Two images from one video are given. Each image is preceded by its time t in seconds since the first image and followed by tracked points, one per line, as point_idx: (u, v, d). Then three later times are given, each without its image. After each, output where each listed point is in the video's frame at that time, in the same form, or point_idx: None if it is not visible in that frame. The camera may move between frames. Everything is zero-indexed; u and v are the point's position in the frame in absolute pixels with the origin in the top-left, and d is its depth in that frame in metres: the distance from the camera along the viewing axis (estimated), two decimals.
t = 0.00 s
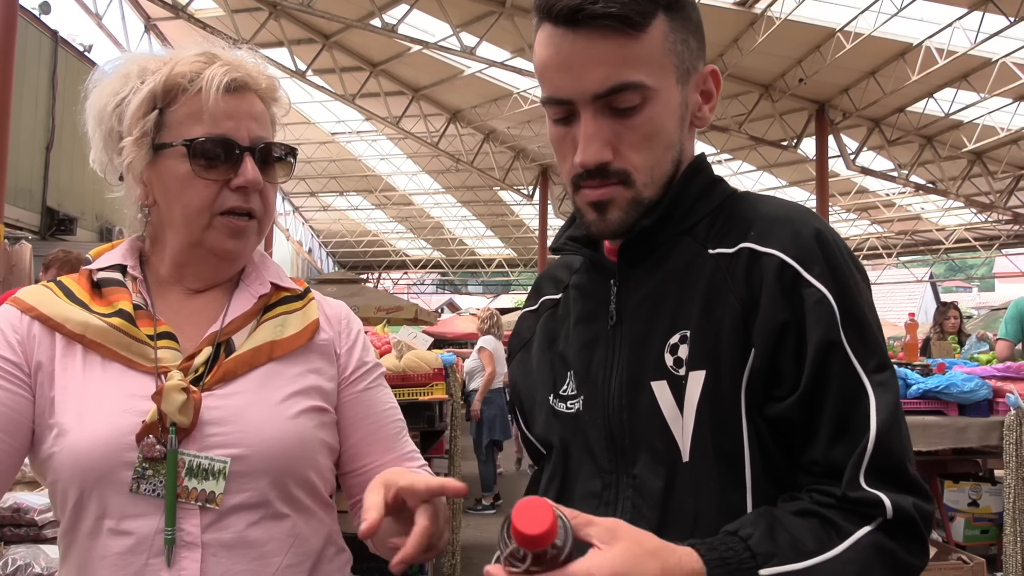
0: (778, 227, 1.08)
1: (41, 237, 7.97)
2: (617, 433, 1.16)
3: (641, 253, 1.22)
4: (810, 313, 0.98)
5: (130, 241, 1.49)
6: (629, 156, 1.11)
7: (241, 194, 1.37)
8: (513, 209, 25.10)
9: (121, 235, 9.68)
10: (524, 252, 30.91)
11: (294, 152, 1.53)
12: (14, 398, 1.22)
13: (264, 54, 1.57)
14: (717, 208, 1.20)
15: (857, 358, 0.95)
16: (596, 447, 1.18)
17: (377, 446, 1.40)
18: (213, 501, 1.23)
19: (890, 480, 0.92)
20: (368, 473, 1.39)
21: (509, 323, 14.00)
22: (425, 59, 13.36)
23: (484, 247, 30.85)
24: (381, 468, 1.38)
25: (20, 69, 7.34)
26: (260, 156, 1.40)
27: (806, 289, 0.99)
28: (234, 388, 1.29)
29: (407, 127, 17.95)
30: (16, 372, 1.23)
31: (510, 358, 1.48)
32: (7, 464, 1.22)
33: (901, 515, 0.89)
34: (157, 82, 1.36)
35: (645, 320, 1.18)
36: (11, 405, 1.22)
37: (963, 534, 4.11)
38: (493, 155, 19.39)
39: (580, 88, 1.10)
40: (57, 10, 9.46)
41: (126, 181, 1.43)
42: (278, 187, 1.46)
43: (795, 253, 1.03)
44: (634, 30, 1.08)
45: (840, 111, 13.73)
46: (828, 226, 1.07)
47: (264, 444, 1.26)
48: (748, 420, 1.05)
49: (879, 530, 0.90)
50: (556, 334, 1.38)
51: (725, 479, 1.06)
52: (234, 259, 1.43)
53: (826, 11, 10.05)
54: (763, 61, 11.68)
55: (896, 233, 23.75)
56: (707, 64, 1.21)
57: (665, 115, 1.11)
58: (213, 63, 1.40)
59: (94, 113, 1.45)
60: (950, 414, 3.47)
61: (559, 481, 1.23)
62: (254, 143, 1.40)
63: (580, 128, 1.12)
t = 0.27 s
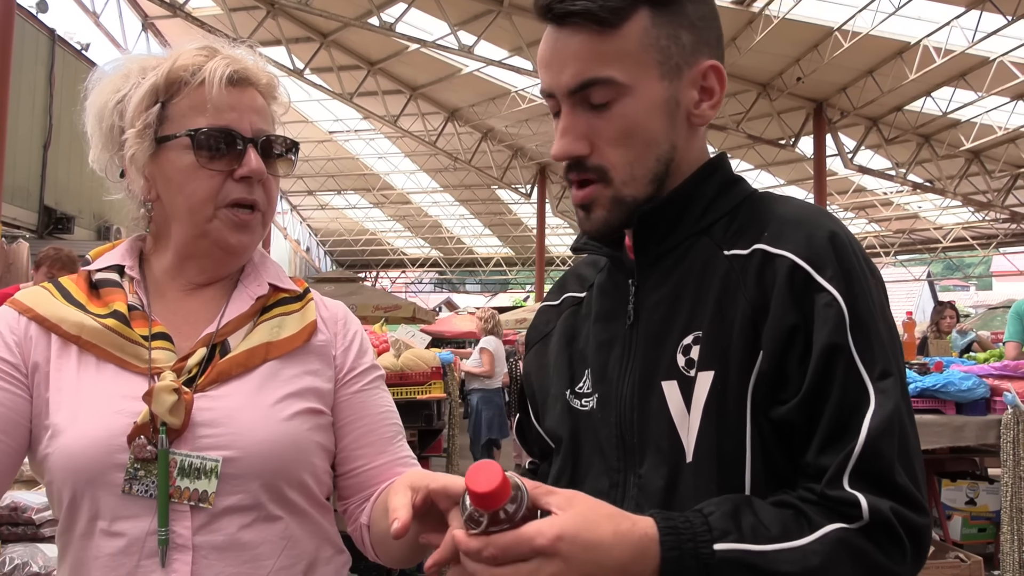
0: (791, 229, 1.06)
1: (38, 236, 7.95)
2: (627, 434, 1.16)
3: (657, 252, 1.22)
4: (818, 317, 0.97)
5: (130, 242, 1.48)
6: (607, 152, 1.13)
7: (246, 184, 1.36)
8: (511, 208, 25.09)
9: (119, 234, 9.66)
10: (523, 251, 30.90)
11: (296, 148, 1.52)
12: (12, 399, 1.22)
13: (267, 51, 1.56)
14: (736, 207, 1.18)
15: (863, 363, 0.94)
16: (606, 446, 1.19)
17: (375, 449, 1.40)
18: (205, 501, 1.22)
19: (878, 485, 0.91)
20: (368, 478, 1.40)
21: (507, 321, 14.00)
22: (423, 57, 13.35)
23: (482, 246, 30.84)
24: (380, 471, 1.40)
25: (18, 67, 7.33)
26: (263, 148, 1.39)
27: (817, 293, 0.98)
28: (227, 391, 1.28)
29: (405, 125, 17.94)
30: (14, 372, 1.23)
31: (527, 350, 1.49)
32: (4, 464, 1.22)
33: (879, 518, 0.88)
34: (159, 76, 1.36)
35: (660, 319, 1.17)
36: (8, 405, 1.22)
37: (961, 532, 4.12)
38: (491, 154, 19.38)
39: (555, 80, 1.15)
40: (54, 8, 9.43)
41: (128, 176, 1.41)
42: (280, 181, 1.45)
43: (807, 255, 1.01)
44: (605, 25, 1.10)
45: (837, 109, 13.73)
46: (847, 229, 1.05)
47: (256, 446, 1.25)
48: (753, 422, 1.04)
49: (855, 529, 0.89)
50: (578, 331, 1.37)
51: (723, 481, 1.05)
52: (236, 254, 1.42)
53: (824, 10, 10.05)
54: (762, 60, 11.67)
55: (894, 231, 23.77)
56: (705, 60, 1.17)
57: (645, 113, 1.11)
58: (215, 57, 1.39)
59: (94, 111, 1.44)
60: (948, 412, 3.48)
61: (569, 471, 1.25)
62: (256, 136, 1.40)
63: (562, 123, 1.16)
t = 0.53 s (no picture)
0: (794, 231, 1.06)
1: (36, 235, 7.93)
2: (627, 435, 1.16)
3: (659, 252, 1.22)
4: (819, 322, 0.97)
5: (128, 241, 1.47)
6: (572, 145, 1.19)
7: (246, 186, 1.36)
8: (510, 207, 25.06)
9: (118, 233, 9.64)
10: (522, 250, 30.89)
11: (296, 149, 1.52)
12: (10, 398, 1.22)
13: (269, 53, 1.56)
14: (740, 207, 1.18)
15: (859, 368, 0.94)
16: (606, 446, 1.19)
17: (372, 452, 1.41)
18: (203, 501, 1.21)
19: (863, 488, 0.92)
20: (362, 480, 1.40)
21: (506, 320, 13.99)
22: (421, 56, 13.33)
23: (482, 245, 30.83)
24: (374, 473, 1.40)
25: (16, 66, 7.31)
26: (262, 149, 1.39)
27: (819, 297, 0.98)
28: (226, 391, 1.28)
29: (404, 125, 17.93)
30: (12, 372, 1.23)
31: (528, 345, 1.48)
32: (3, 464, 1.22)
33: (855, 522, 0.89)
34: (159, 76, 1.35)
35: (661, 320, 1.17)
36: (7, 405, 1.21)
37: (959, 532, 4.12)
38: (490, 153, 19.37)
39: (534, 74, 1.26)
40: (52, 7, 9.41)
41: (128, 175, 1.41)
42: (279, 181, 1.45)
43: (809, 258, 1.01)
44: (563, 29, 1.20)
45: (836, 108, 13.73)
46: (851, 232, 1.04)
47: (255, 447, 1.25)
48: (751, 425, 1.04)
49: (831, 530, 0.90)
50: (582, 329, 1.37)
51: (716, 483, 1.05)
52: (235, 254, 1.41)
53: (823, 9, 10.04)
54: (761, 59, 11.67)
55: (893, 230, 23.77)
56: (662, 59, 1.16)
57: (598, 108, 1.16)
58: (215, 57, 1.38)
59: (93, 109, 1.43)
60: (946, 412, 3.49)
61: (568, 472, 1.25)
62: (257, 137, 1.40)
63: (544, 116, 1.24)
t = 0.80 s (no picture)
0: (786, 229, 1.07)
1: (35, 234, 7.92)
2: (622, 435, 1.16)
3: (651, 252, 1.22)
4: (814, 318, 0.98)
5: (127, 241, 1.47)
6: (559, 148, 1.19)
7: (247, 188, 1.37)
8: (509, 206, 25.07)
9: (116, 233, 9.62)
10: (521, 250, 30.91)
11: (296, 150, 1.52)
12: (11, 398, 1.22)
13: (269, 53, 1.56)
14: (730, 206, 1.19)
15: (855, 363, 0.95)
16: (600, 446, 1.19)
17: (373, 453, 1.42)
18: (207, 501, 1.22)
19: (862, 483, 0.93)
20: (361, 482, 1.41)
21: (505, 320, 14.00)
22: (420, 56, 13.34)
23: (481, 244, 30.84)
24: (374, 475, 1.41)
25: (14, 66, 7.30)
26: (263, 151, 1.40)
27: (813, 294, 0.99)
28: (229, 391, 1.28)
29: (403, 124, 17.93)
30: (13, 372, 1.23)
31: (519, 348, 1.47)
32: (4, 463, 1.22)
33: (855, 517, 0.90)
34: (159, 76, 1.35)
35: (654, 319, 1.17)
36: (8, 406, 1.22)
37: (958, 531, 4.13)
38: (489, 152, 19.38)
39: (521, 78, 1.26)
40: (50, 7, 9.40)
41: (128, 176, 1.40)
42: (280, 183, 1.46)
43: (803, 256, 1.02)
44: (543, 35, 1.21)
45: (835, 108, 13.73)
46: (842, 229, 1.06)
47: (259, 446, 1.26)
48: (747, 421, 1.04)
49: (831, 526, 0.91)
50: (574, 331, 1.36)
51: (715, 482, 1.06)
52: (236, 255, 1.42)
53: (822, 9, 10.05)
54: (760, 59, 11.68)
55: (892, 230, 23.80)
56: (639, 60, 1.17)
57: (581, 111, 1.17)
58: (216, 58, 1.39)
59: (92, 107, 1.43)
60: (945, 411, 3.50)
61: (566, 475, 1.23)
62: (258, 139, 1.40)
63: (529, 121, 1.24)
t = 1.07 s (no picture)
0: (779, 227, 1.08)
1: (34, 233, 7.92)
2: (615, 433, 1.16)
3: (646, 251, 1.22)
4: (807, 314, 0.98)
5: (127, 239, 1.48)
6: (593, 169, 1.14)
7: (245, 188, 1.37)
8: (508, 206, 25.08)
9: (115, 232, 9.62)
10: (520, 249, 30.92)
11: (295, 150, 1.52)
12: (11, 399, 1.23)
13: (266, 52, 1.57)
14: (722, 207, 1.19)
15: (849, 359, 0.95)
16: (594, 445, 1.18)
17: (372, 455, 1.42)
18: (209, 502, 1.22)
19: (857, 477, 0.93)
20: (358, 484, 1.41)
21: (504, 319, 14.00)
22: (419, 55, 13.34)
23: (480, 244, 30.87)
24: (373, 477, 1.41)
25: (12, 65, 7.30)
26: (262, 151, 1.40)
27: (807, 289, 1.00)
28: (230, 392, 1.29)
29: (402, 123, 17.93)
30: (12, 372, 1.23)
31: (511, 350, 1.46)
32: (4, 463, 1.23)
33: (851, 511, 0.90)
34: (159, 76, 1.35)
35: (648, 318, 1.18)
36: (8, 406, 1.22)
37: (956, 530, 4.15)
38: (489, 151, 19.39)
39: (526, 110, 1.16)
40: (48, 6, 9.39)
41: (127, 176, 1.41)
42: (279, 183, 1.46)
43: (795, 252, 1.03)
44: (556, 58, 1.11)
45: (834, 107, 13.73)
46: (834, 227, 1.07)
47: (261, 447, 1.26)
48: (741, 418, 1.05)
49: (827, 522, 0.92)
50: (565, 331, 1.36)
51: (710, 479, 1.06)
52: (233, 255, 1.42)
53: (821, 8, 10.06)
54: (758, 58, 11.68)
55: (890, 229, 23.83)
56: (670, 57, 1.18)
57: (620, 125, 1.12)
58: (216, 58, 1.39)
59: (92, 106, 1.43)
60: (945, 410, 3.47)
61: (560, 476, 1.22)
62: (258, 140, 1.40)
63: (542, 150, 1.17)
